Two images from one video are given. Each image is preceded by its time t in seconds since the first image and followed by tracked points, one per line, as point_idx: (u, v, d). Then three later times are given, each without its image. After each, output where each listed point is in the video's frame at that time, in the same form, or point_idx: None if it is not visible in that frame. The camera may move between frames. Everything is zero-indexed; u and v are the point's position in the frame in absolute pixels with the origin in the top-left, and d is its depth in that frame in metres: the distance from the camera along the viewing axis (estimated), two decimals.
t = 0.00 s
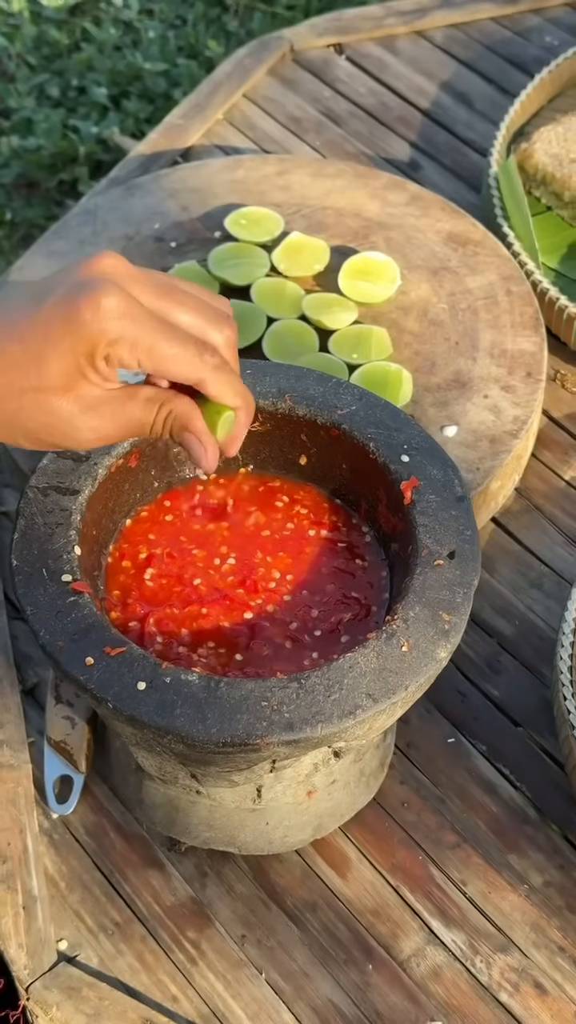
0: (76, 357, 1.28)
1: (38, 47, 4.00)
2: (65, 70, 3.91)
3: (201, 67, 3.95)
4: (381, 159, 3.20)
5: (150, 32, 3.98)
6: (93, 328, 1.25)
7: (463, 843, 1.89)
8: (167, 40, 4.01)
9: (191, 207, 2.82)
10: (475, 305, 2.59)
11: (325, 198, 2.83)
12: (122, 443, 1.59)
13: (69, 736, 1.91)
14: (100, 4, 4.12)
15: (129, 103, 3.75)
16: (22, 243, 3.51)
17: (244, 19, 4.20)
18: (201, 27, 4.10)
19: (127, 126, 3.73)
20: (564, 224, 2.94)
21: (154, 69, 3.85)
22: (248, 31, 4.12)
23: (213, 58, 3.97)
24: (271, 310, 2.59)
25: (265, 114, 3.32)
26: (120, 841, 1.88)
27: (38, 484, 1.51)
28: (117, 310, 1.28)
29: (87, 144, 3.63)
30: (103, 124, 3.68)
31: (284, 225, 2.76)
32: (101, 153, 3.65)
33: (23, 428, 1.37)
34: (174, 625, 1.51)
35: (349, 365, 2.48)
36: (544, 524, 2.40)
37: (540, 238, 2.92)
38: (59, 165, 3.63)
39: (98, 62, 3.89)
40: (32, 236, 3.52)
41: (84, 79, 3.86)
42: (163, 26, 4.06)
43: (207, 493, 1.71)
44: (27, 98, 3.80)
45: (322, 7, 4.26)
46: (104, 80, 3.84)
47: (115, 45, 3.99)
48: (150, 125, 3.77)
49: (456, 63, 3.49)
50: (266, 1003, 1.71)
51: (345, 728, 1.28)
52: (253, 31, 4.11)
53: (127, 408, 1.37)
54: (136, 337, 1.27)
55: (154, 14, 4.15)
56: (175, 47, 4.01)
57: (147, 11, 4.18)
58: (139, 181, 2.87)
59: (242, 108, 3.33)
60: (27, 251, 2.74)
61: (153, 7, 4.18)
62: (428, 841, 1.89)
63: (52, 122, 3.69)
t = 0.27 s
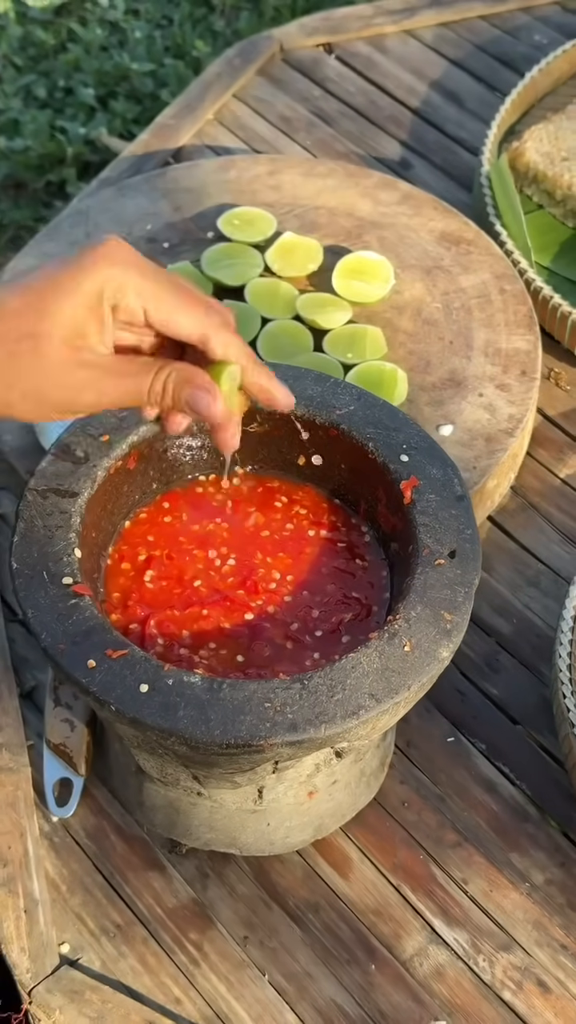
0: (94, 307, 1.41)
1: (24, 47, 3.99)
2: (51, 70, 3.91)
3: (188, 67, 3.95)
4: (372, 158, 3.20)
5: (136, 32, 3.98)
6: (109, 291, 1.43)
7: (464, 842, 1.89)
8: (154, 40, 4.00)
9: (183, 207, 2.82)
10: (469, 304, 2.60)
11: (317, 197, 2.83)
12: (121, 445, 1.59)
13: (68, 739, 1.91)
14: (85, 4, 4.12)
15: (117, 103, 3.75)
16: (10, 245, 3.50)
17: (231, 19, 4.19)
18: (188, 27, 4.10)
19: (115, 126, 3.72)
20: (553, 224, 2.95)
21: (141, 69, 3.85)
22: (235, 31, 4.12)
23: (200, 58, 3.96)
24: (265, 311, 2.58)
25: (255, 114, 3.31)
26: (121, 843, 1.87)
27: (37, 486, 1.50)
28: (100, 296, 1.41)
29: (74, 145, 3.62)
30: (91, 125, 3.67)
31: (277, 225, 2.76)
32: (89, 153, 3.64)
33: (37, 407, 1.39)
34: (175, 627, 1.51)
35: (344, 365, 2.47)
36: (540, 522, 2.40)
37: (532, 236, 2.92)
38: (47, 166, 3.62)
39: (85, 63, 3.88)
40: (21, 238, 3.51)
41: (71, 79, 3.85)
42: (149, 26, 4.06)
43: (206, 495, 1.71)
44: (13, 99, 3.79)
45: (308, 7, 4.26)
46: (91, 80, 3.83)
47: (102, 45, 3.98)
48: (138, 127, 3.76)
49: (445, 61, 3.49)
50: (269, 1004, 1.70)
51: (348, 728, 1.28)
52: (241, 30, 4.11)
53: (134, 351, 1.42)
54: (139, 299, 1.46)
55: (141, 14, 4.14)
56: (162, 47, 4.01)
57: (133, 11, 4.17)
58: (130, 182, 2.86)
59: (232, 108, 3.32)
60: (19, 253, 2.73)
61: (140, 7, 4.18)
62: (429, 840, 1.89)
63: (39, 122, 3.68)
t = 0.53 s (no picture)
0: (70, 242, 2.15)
1: (9, 48, 3.98)
2: (37, 71, 3.90)
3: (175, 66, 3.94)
4: (362, 157, 3.20)
5: (122, 31, 3.97)
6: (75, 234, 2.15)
7: (464, 841, 1.89)
8: (139, 39, 4.00)
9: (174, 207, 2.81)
10: (462, 302, 2.59)
11: (309, 196, 2.83)
12: (117, 445, 1.58)
13: (65, 742, 1.91)
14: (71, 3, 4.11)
15: (103, 103, 3.74)
16: None
17: (217, 17, 4.19)
18: (175, 26, 4.09)
19: (101, 126, 3.72)
20: (544, 222, 2.95)
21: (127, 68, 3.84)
22: (222, 28, 4.10)
23: (186, 57, 3.96)
24: (258, 310, 2.57)
25: (244, 112, 3.31)
26: (119, 845, 1.87)
27: (34, 488, 1.49)
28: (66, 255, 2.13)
29: (61, 145, 3.62)
30: (78, 125, 3.67)
31: (269, 224, 2.75)
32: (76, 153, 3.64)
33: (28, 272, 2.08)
34: (173, 628, 1.50)
35: (337, 364, 2.47)
36: (535, 520, 2.40)
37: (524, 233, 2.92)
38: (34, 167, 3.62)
39: (72, 62, 3.87)
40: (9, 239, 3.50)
41: (57, 79, 3.85)
42: (135, 25, 4.05)
43: (202, 495, 1.71)
44: None
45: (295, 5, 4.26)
46: (77, 80, 3.82)
47: (87, 45, 3.98)
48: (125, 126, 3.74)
49: (434, 59, 3.49)
50: (271, 1006, 1.70)
51: (349, 728, 1.28)
52: (227, 29, 4.10)
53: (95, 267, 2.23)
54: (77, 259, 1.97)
55: (127, 14, 4.13)
56: (148, 46, 4.00)
57: (119, 10, 4.16)
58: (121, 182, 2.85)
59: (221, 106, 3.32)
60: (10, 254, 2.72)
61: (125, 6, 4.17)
62: (429, 839, 1.89)
63: (26, 123, 3.68)
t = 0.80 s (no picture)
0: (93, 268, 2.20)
1: None
2: (24, 71, 3.89)
3: (163, 66, 3.93)
4: (354, 157, 3.19)
5: (110, 31, 3.96)
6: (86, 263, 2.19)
7: (465, 842, 1.88)
8: (127, 40, 3.99)
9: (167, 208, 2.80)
10: (457, 302, 2.59)
11: (302, 197, 2.82)
12: (116, 449, 1.57)
13: (64, 746, 1.89)
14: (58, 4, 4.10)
15: (92, 104, 3.73)
16: None
17: (205, 18, 4.18)
18: (163, 26, 4.08)
19: (90, 126, 3.71)
20: (537, 222, 2.95)
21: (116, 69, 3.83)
22: (210, 29, 4.10)
23: (174, 57, 3.95)
24: (252, 311, 2.57)
25: (235, 113, 3.30)
26: (120, 850, 1.86)
27: (33, 492, 1.48)
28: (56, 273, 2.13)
29: (50, 146, 3.61)
30: (66, 125, 3.66)
31: (264, 225, 2.75)
32: (65, 154, 3.63)
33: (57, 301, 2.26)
34: (174, 633, 1.49)
35: (333, 365, 2.47)
36: (532, 520, 2.40)
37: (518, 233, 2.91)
38: (22, 167, 3.61)
39: (60, 63, 3.86)
40: None
41: (46, 80, 3.84)
42: (122, 25, 4.05)
43: (201, 498, 1.70)
44: None
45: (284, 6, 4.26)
46: (65, 81, 3.81)
47: (75, 45, 3.97)
48: (114, 127, 3.73)
49: (425, 59, 3.49)
50: (274, 1010, 1.69)
51: (352, 731, 1.27)
52: (216, 30, 4.09)
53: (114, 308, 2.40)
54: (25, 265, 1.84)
55: (114, 14, 4.12)
56: (136, 46, 3.99)
57: (106, 10, 4.15)
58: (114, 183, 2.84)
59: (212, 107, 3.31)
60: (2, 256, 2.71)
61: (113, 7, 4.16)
62: (430, 841, 1.89)
63: (14, 124, 3.66)
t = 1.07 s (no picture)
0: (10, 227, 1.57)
1: None
2: (17, 73, 3.89)
3: (156, 68, 3.93)
4: (351, 159, 3.20)
5: (102, 32, 3.97)
6: None
7: (471, 844, 1.88)
8: (119, 41, 3.99)
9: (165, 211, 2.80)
10: (457, 303, 2.59)
11: (301, 199, 2.82)
12: (121, 453, 1.57)
13: (65, 757, 1.87)
14: (49, 6, 4.11)
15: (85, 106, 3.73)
16: None
17: (198, 20, 4.18)
18: (155, 27, 4.09)
19: (83, 128, 3.71)
20: (533, 223, 2.95)
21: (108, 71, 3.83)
22: (202, 30, 4.10)
23: (166, 58, 3.96)
24: (253, 314, 2.57)
25: (231, 115, 3.30)
26: (126, 854, 1.86)
27: (39, 497, 1.48)
28: None
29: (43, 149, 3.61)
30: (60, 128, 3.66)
31: (262, 228, 2.75)
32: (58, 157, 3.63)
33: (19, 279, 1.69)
34: (181, 637, 1.49)
35: (334, 367, 2.47)
36: (533, 521, 2.40)
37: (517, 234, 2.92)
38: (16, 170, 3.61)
39: (52, 65, 3.86)
40: None
41: (38, 82, 3.84)
42: (114, 27, 4.05)
43: (206, 503, 1.70)
44: None
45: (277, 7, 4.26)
46: (58, 82, 3.81)
47: (67, 47, 3.97)
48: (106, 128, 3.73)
49: (421, 60, 3.49)
50: (282, 1014, 1.69)
51: (362, 735, 1.27)
52: (208, 31, 4.09)
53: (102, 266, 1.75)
54: None
55: (105, 15, 4.13)
56: (128, 48, 3.99)
57: (98, 11, 4.15)
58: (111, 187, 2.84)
59: (208, 109, 3.31)
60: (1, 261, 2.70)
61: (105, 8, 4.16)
62: (436, 844, 1.89)
63: (8, 126, 3.66)
